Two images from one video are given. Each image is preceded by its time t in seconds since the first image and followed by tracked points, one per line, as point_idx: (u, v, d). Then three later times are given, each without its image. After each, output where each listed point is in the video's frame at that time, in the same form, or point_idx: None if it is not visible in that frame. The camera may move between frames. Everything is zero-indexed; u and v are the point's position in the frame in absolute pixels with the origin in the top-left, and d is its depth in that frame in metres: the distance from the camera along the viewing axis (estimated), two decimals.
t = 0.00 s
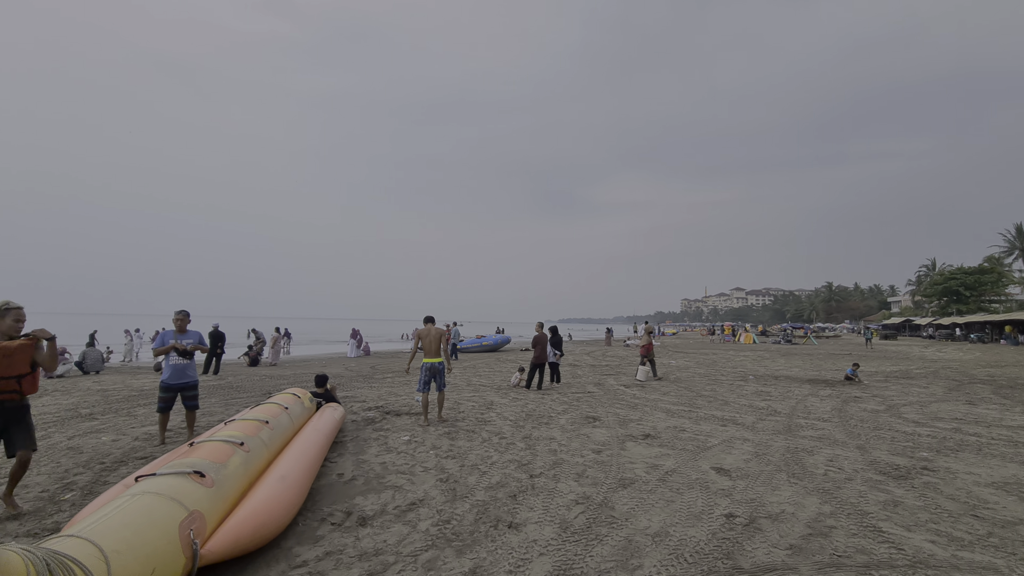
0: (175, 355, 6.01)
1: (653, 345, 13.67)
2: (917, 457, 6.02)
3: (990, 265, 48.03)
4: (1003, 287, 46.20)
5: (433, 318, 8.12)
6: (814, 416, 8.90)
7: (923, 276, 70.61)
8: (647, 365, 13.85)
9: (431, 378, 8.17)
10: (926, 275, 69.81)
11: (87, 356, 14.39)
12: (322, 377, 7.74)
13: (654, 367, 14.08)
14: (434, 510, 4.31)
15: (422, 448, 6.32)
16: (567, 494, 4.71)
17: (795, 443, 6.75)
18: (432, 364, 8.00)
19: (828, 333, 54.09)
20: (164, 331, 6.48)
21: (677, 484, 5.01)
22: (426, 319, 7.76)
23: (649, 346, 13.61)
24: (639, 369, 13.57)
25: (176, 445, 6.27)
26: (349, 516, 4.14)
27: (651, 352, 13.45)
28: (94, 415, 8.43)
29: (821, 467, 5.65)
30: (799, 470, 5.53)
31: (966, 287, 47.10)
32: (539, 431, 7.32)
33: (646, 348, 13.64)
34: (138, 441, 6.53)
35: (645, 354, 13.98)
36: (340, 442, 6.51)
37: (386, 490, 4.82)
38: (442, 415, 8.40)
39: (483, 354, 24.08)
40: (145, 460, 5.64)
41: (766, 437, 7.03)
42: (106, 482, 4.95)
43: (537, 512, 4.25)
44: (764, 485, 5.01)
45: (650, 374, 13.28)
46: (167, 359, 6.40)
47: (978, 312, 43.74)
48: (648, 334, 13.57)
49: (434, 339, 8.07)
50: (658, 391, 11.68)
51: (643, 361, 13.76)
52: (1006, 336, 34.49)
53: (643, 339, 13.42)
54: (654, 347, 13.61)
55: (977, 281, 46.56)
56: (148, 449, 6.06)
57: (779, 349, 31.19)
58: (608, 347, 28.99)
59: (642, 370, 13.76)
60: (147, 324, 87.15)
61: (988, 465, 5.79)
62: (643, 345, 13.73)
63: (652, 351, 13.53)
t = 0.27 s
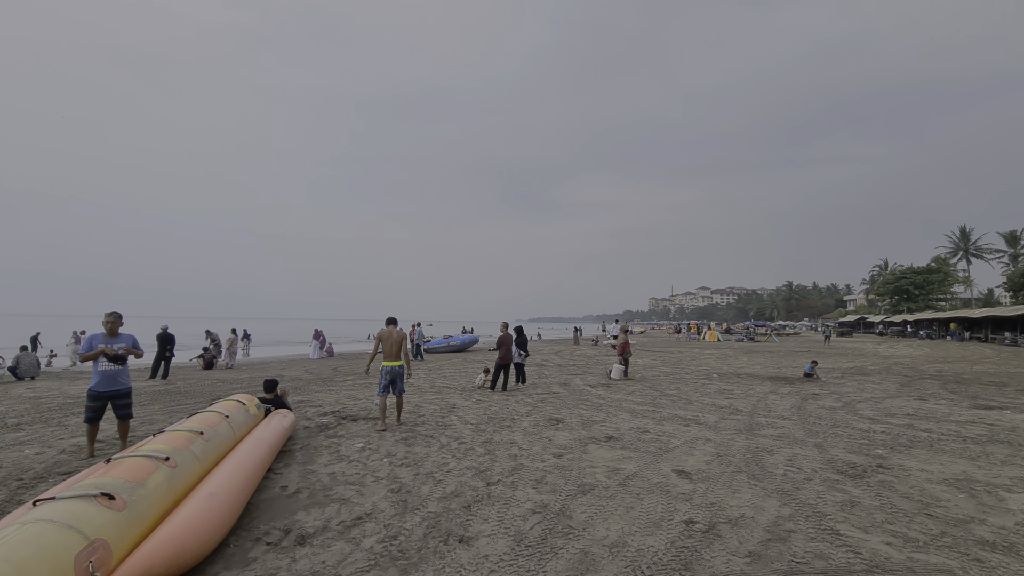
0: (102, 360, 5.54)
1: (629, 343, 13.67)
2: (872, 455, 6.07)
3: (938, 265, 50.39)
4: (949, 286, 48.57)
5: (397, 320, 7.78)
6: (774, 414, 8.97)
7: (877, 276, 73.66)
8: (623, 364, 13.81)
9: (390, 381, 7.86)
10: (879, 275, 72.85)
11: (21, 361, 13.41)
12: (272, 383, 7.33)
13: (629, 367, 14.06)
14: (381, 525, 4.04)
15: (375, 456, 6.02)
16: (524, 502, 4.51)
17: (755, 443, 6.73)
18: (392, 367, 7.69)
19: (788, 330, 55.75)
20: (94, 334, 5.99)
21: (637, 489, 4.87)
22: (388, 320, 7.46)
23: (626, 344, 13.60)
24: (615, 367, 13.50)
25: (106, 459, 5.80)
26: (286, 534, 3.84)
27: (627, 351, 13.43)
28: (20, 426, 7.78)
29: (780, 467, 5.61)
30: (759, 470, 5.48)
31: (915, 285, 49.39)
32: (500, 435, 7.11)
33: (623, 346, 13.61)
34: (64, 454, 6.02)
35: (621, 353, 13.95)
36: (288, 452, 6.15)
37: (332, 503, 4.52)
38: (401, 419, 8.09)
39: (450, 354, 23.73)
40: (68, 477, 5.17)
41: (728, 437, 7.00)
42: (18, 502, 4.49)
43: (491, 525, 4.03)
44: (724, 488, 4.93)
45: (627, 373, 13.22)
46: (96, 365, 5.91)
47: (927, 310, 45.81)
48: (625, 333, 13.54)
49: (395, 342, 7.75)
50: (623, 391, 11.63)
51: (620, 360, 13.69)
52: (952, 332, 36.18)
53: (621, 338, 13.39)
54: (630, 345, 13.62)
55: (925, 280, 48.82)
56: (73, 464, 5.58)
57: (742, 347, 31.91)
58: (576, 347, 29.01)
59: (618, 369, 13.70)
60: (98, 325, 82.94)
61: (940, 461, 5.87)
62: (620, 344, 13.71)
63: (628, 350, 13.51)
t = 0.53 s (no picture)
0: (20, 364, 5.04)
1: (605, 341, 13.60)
2: (834, 451, 6.09)
3: (890, 265, 52.61)
4: (900, 285, 50.80)
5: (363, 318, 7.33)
6: (738, 411, 9.00)
7: (834, 275, 76.50)
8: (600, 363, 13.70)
9: (353, 380, 7.50)
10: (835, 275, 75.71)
11: None
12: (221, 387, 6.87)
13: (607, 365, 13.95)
14: (326, 540, 3.75)
15: (328, 463, 5.69)
16: (483, 510, 4.29)
17: (720, 441, 6.68)
18: (353, 367, 7.28)
19: (751, 329, 57.27)
20: (15, 335, 5.46)
21: (601, 492, 4.71)
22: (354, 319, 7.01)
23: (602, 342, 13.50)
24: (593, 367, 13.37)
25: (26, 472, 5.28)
26: (220, 553, 3.52)
27: (604, 350, 13.34)
28: None
29: (745, 466, 5.55)
30: (724, 470, 5.40)
31: (869, 285, 51.51)
32: (462, 437, 6.86)
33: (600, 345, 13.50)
34: None
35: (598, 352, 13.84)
36: (234, 460, 5.75)
37: (275, 517, 4.20)
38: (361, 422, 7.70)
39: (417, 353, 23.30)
40: None
41: (693, 435, 6.94)
42: None
43: (445, 535, 3.80)
44: (689, 489, 4.82)
45: (606, 372, 13.10)
46: (15, 368, 5.37)
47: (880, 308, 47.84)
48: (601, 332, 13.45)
49: (358, 341, 7.33)
50: (590, 390, 11.53)
51: (597, 359, 13.56)
52: (904, 329, 37.75)
53: (597, 337, 13.28)
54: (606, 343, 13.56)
55: (878, 280, 50.92)
56: None
57: (707, 345, 32.49)
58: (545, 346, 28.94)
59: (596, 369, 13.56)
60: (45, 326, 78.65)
61: (898, 455, 5.93)
62: (597, 343, 13.61)
63: (605, 348, 13.43)
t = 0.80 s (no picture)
0: None
1: (586, 341, 13.47)
2: (802, 450, 6.05)
3: (852, 265, 54.34)
4: (861, 284, 52.57)
5: (323, 317, 6.95)
6: (708, 410, 8.97)
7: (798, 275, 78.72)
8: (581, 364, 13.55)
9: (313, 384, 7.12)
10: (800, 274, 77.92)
11: None
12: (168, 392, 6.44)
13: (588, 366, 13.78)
14: (269, 559, 3.45)
15: (281, 472, 5.36)
16: (443, 521, 4.05)
17: (691, 441, 6.59)
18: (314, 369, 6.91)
19: (720, 327, 58.41)
20: None
21: (568, 499, 4.52)
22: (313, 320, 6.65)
23: (582, 343, 13.35)
24: (573, 368, 13.19)
25: None
26: None
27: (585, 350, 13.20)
28: None
29: (715, 466, 5.45)
30: (694, 471, 5.28)
31: (831, 284, 53.12)
32: (427, 442, 6.58)
33: (581, 345, 13.36)
34: None
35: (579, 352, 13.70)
36: (178, 472, 5.36)
37: (216, 534, 3.86)
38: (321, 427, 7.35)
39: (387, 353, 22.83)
40: None
41: (663, 436, 6.84)
42: None
43: (400, 550, 3.54)
44: (659, 493, 4.67)
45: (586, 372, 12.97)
46: None
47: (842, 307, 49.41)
48: (581, 333, 13.32)
49: (319, 342, 6.98)
50: (561, 389, 11.38)
51: (578, 360, 13.42)
52: (865, 326, 39.00)
53: (575, 337, 13.15)
54: (588, 344, 13.43)
55: (840, 279, 52.59)
56: None
57: (677, 343, 32.91)
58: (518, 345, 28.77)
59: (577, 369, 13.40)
60: None
61: (864, 453, 5.93)
62: (577, 344, 13.46)
63: (585, 348, 13.28)
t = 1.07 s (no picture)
0: None
1: (566, 341, 13.36)
2: (771, 449, 6.01)
3: (816, 265, 55.98)
4: (824, 283, 54.21)
5: (276, 318, 6.68)
6: (678, 409, 8.93)
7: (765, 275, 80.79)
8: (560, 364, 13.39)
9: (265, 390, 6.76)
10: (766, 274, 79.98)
11: None
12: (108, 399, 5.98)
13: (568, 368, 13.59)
14: None
15: (229, 484, 5.01)
16: (400, 534, 3.80)
17: (660, 442, 6.49)
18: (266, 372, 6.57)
19: (689, 325, 59.41)
20: None
21: (534, 507, 4.32)
22: (264, 320, 6.39)
23: (563, 343, 13.20)
24: (549, 367, 13.05)
25: None
26: None
27: (564, 349, 13.07)
28: None
29: (684, 468, 5.34)
30: (664, 474, 5.16)
31: (796, 283, 54.63)
32: (389, 448, 6.30)
33: (561, 345, 13.21)
34: None
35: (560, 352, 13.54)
36: (114, 486, 4.95)
37: (148, 557, 3.52)
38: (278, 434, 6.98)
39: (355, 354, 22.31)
40: None
41: (633, 437, 6.72)
42: None
43: (351, 570, 3.28)
44: (628, 498, 4.52)
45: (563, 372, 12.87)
46: None
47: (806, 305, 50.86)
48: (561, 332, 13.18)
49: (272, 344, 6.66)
50: (532, 390, 11.20)
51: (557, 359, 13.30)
52: (827, 324, 40.19)
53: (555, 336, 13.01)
54: (567, 344, 13.32)
55: (804, 278, 54.13)
56: None
57: (648, 342, 33.23)
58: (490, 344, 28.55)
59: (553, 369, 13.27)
60: None
61: (831, 451, 5.92)
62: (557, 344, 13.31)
63: (565, 348, 13.13)
